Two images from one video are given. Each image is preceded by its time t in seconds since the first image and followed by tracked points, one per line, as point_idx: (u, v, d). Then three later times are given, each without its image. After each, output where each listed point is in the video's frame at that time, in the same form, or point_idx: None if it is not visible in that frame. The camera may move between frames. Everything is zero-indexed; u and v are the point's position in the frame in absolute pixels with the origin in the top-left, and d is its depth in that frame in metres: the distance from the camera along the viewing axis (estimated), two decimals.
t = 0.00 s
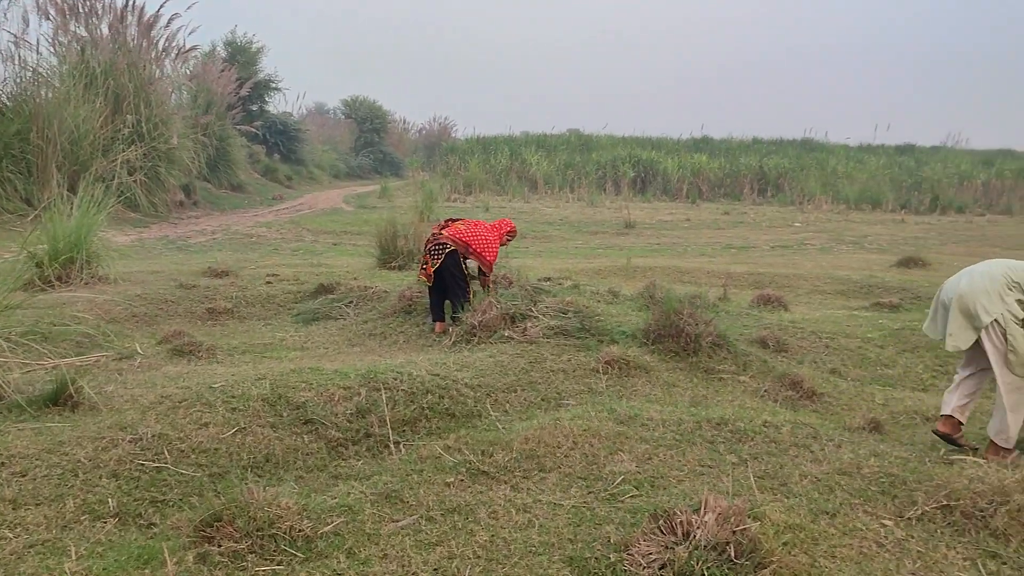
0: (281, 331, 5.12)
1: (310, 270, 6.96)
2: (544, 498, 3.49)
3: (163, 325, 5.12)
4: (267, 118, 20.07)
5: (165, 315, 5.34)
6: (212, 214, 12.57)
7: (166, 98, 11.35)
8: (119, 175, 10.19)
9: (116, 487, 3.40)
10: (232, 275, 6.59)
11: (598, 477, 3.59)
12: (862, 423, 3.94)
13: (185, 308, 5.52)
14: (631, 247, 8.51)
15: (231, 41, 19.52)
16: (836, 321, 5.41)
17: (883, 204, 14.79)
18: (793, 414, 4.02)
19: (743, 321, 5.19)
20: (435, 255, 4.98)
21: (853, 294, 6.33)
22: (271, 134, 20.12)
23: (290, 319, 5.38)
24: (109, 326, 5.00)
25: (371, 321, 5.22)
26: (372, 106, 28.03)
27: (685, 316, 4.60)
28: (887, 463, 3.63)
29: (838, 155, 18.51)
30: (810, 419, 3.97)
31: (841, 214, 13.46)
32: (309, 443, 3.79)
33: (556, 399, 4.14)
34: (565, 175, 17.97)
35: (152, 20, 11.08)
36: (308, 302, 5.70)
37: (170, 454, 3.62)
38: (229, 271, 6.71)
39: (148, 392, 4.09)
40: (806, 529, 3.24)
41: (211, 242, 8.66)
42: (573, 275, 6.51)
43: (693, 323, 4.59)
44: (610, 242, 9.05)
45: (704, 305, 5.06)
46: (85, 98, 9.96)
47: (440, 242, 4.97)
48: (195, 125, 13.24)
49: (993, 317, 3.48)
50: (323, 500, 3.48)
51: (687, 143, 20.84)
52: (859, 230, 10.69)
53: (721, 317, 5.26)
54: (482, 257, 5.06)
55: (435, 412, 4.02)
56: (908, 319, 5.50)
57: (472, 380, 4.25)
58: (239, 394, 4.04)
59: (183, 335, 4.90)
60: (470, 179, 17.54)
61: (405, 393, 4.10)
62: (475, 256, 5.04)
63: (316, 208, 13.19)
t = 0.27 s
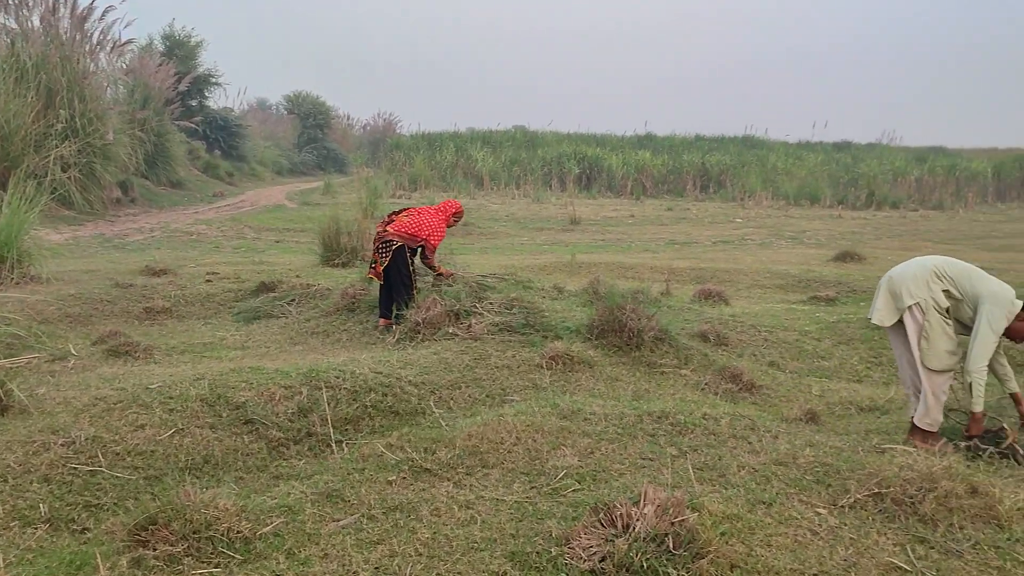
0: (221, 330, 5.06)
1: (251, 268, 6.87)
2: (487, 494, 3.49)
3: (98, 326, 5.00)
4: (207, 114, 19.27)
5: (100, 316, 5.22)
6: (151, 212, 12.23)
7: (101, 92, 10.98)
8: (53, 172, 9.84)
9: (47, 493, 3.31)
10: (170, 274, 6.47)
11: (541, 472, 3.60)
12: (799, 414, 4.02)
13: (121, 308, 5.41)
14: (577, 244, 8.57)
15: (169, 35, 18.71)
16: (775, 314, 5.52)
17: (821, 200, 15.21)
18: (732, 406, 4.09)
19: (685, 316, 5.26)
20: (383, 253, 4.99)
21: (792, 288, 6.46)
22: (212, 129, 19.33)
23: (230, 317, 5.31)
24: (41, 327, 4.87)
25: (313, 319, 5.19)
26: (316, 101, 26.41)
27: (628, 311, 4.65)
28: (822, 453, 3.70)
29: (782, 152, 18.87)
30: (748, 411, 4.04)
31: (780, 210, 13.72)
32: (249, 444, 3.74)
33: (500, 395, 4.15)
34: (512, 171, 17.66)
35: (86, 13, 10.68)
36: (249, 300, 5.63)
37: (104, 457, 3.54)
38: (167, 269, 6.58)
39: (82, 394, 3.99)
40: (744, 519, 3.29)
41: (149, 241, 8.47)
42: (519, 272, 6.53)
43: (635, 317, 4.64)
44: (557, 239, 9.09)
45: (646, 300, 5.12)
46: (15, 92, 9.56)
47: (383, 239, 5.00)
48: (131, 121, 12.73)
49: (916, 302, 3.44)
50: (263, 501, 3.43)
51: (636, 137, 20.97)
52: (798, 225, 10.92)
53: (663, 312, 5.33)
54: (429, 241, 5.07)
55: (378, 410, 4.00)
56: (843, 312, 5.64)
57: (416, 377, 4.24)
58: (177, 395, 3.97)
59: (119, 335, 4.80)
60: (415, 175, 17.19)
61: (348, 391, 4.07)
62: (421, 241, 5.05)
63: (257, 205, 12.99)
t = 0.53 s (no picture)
0: (163, 330, 4.98)
1: (194, 267, 6.76)
2: (433, 492, 3.47)
3: (33, 327, 4.87)
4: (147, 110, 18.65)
5: (36, 318, 5.09)
6: (91, 210, 11.88)
7: (35, 88, 10.77)
8: None
9: None
10: (110, 273, 6.32)
11: (488, 469, 3.60)
12: (743, 406, 4.08)
13: (58, 309, 5.28)
14: (526, 241, 8.60)
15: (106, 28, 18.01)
16: (720, 308, 5.60)
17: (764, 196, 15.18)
18: (677, 400, 4.13)
19: (632, 311, 5.31)
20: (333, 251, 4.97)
21: (736, 283, 6.56)
22: (152, 126, 18.76)
23: (172, 317, 5.22)
24: None
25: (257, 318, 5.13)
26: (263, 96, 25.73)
27: (575, 308, 4.68)
28: (764, 444, 3.76)
29: (730, 148, 19.10)
30: (693, 404, 4.09)
31: (725, 205, 13.84)
32: (192, 445, 3.68)
33: (447, 393, 4.15)
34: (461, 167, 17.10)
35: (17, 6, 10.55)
36: (192, 299, 5.54)
37: (39, 462, 3.44)
38: (107, 268, 6.44)
39: (16, 398, 3.88)
40: (687, 510, 3.32)
41: (87, 240, 8.26)
42: (467, 268, 6.53)
43: (583, 314, 4.67)
44: (506, 236, 9.09)
45: (594, 296, 5.16)
46: None
47: (330, 238, 4.97)
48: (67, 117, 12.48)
49: (842, 292, 3.59)
50: (205, 503, 3.37)
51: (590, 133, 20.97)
52: (743, 221, 11.06)
53: (610, 307, 5.37)
54: (376, 232, 4.97)
55: (325, 409, 3.97)
56: (786, 305, 5.75)
57: (363, 376, 4.21)
58: (116, 397, 3.89)
59: (55, 336, 4.68)
60: (363, 172, 16.60)
61: (293, 391, 4.04)
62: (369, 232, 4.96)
63: (201, 204, 12.72)
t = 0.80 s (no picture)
0: (107, 331, 4.88)
1: (140, 266, 6.64)
2: (384, 491, 3.45)
3: None
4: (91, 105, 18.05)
5: None
6: (34, 208, 11.53)
7: None
8: None
9: None
10: (52, 274, 6.16)
11: (439, 467, 3.59)
12: (692, 400, 4.12)
13: None
14: (479, 238, 8.63)
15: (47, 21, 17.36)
16: (671, 304, 5.67)
17: (715, 192, 15.66)
18: (628, 395, 4.17)
19: (584, 307, 5.35)
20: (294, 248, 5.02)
21: (687, 279, 6.66)
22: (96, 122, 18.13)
23: (117, 318, 5.12)
24: None
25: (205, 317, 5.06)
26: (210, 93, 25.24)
27: (528, 305, 4.70)
28: (712, 437, 3.80)
29: (682, 145, 19.37)
30: (644, 399, 4.13)
31: (677, 202, 14.01)
32: (137, 449, 3.61)
33: (399, 391, 4.14)
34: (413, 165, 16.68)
35: None
36: (138, 299, 5.44)
37: None
38: (49, 268, 6.27)
39: None
40: (637, 505, 3.35)
41: (27, 240, 8.03)
42: (421, 266, 6.53)
43: (535, 311, 4.70)
44: (460, 233, 9.11)
45: (546, 293, 5.18)
46: None
47: (292, 233, 5.02)
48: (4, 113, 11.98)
49: (787, 287, 3.63)
50: (150, 507, 3.30)
51: (548, 129, 21.00)
52: (694, 217, 11.22)
53: (562, 304, 5.40)
54: (333, 225, 4.95)
55: (274, 410, 3.94)
56: (735, 300, 5.85)
57: (314, 375, 4.18)
58: (59, 400, 3.80)
59: None
60: (313, 169, 16.11)
61: (242, 391, 3.99)
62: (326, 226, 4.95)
63: (148, 202, 12.46)
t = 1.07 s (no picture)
0: (55, 333, 4.78)
1: (90, 266, 6.51)
2: (340, 492, 3.42)
3: None
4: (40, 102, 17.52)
5: None
6: None
7: None
8: None
9: None
10: None
11: (396, 467, 3.57)
12: (649, 396, 4.15)
13: None
14: (437, 236, 8.63)
15: None
16: (628, 300, 5.70)
17: (671, 189, 15.60)
18: (585, 391, 4.18)
19: (542, 304, 5.37)
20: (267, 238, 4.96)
21: (643, 275, 6.73)
22: (43, 119, 17.53)
23: (65, 319, 5.02)
24: None
25: (158, 317, 4.98)
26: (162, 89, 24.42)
27: (485, 303, 4.72)
28: (668, 432, 3.83)
29: (640, 141, 19.48)
30: (601, 395, 4.15)
31: (634, 199, 14.06)
32: (86, 453, 3.53)
33: (356, 391, 4.12)
34: (369, 162, 16.49)
35: None
36: (88, 300, 5.34)
37: None
38: None
39: None
40: (593, 501, 3.35)
41: None
42: (378, 264, 6.51)
43: (492, 308, 4.72)
44: (419, 230, 9.09)
45: (503, 290, 5.19)
46: None
47: (267, 223, 4.95)
48: None
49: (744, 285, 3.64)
50: (99, 512, 3.21)
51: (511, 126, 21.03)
52: (651, 214, 11.30)
53: (520, 301, 5.41)
54: (302, 220, 4.83)
55: (228, 411, 3.89)
56: (691, 296, 5.92)
57: (268, 376, 4.14)
58: (3, 404, 3.70)
59: None
60: (267, 167, 15.83)
61: (195, 393, 3.94)
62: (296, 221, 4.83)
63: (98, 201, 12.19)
